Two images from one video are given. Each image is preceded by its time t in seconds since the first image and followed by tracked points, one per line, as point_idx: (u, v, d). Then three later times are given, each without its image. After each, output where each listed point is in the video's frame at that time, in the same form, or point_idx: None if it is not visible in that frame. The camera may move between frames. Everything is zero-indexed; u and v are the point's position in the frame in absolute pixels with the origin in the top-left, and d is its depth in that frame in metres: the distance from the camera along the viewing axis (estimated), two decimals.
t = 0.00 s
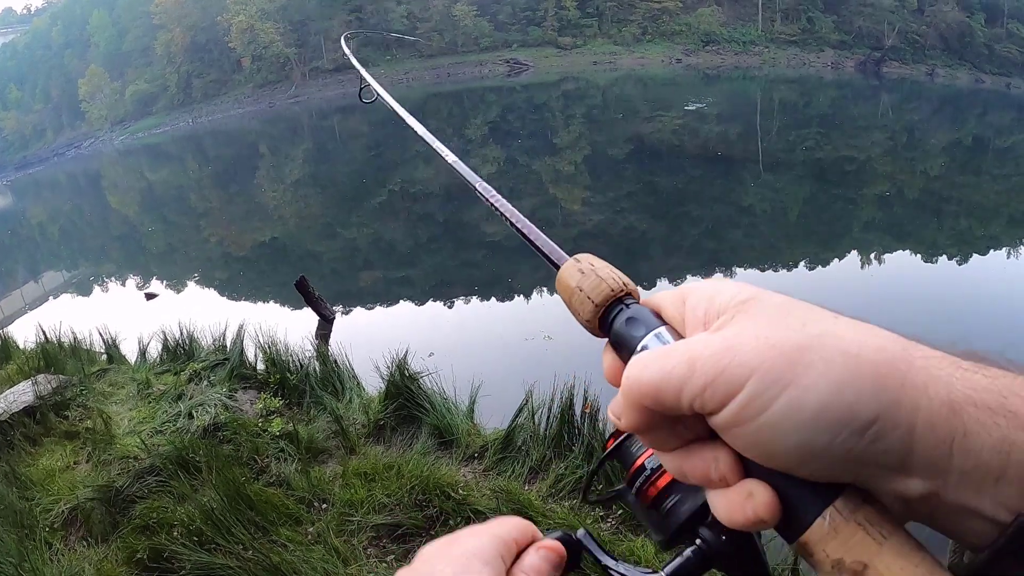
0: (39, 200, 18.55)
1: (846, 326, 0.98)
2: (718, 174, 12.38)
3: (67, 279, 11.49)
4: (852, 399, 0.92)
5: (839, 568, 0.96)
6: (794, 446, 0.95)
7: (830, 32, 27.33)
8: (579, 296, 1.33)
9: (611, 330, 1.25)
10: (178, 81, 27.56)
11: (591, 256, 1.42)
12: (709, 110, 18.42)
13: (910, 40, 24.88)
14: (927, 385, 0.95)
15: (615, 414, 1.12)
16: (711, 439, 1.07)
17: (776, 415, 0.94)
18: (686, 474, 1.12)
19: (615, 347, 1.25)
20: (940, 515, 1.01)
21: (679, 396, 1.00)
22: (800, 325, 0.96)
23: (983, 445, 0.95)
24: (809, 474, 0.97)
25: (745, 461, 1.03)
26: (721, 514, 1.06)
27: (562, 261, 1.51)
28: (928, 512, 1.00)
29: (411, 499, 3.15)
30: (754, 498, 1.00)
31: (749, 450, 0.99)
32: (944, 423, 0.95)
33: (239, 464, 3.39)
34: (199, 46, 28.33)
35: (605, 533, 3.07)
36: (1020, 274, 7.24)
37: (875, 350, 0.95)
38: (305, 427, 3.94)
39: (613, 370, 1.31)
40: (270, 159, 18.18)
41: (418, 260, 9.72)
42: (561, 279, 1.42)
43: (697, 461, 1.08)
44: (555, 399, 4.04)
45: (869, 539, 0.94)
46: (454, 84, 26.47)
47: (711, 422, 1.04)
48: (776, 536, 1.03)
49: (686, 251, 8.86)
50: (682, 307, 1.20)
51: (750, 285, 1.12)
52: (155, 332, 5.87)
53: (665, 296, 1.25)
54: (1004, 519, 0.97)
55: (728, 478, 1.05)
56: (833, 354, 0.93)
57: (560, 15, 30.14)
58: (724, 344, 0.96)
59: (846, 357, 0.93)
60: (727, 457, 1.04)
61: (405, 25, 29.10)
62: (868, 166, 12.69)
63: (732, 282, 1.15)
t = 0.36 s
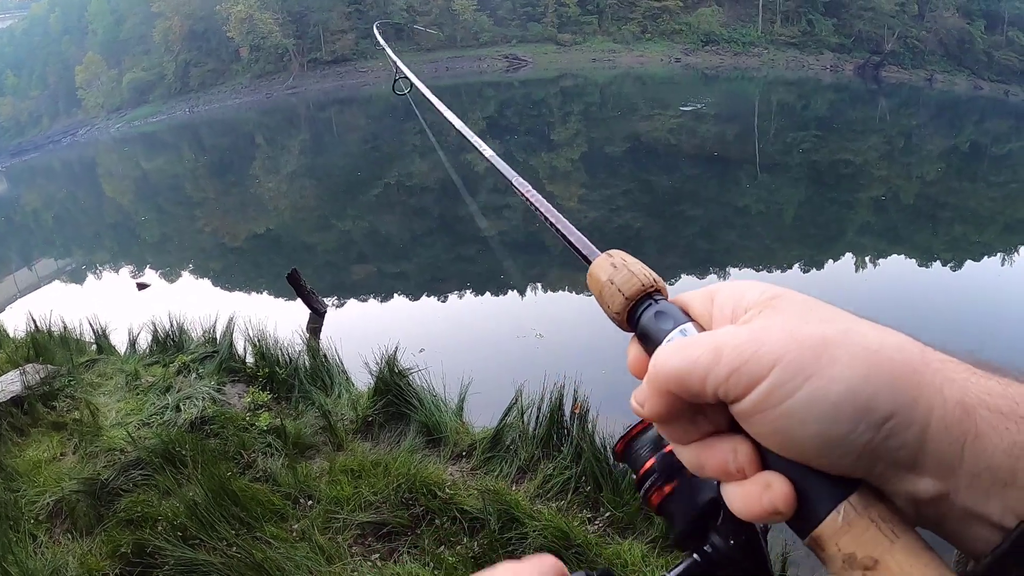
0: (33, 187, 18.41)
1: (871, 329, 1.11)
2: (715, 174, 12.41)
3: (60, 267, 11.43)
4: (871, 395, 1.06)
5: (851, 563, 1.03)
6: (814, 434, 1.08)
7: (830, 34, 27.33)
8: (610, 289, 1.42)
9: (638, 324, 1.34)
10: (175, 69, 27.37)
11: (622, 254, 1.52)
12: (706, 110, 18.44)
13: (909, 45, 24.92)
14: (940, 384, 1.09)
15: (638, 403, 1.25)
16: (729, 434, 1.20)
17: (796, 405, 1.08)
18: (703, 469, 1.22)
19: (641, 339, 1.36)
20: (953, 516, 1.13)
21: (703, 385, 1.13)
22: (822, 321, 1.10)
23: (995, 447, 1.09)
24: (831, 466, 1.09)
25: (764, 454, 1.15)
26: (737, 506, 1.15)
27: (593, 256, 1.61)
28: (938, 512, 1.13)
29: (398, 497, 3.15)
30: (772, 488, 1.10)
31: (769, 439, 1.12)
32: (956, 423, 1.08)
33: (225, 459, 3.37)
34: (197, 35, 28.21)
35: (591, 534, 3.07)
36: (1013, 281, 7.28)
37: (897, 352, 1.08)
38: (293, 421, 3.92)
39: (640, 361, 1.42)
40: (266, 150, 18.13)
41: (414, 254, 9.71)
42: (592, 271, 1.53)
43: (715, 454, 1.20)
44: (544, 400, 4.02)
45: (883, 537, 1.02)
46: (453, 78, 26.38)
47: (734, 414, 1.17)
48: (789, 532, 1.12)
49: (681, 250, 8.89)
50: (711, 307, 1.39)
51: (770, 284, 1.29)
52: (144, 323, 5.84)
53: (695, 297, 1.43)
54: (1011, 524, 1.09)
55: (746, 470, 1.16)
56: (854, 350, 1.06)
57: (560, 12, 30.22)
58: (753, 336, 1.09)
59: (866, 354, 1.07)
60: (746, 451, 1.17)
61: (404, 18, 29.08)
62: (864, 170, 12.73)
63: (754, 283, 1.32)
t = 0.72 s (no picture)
0: (28, 176, 18.29)
1: (884, 314, 1.20)
2: (711, 173, 12.43)
3: (54, 256, 11.37)
4: (882, 370, 1.14)
5: (861, 535, 1.16)
6: (827, 406, 1.16)
7: (828, 36, 27.33)
8: (638, 272, 1.60)
9: (662, 307, 1.51)
10: (171, 59, 27.18)
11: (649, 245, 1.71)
12: (703, 109, 18.44)
13: (907, 48, 24.96)
14: (945, 365, 1.16)
15: (659, 378, 1.39)
16: (746, 411, 1.34)
17: (813, 377, 1.16)
18: (719, 443, 1.36)
19: (664, 321, 1.51)
20: (953, 500, 1.22)
21: (726, 354, 1.23)
22: (843, 304, 1.20)
23: (997, 431, 1.16)
24: (843, 439, 1.18)
25: (778, 432, 1.27)
26: (750, 482, 1.28)
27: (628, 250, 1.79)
28: (939, 486, 1.21)
29: (385, 496, 3.14)
30: (786, 461, 1.22)
31: (785, 413, 1.22)
32: (959, 404, 1.16)
33: (211, 455, 3.34)
34: (194, 26, 28.05)
35: (578, 535, 3.06)
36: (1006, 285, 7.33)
37: (909, 334, 1.16)
38: (281, 417, 3.90)
39: (661, 342, 1.56)
40: (262, 142, 18.05)
41: (409, 248, 9.70)
42: (620, 259, 1.71)
43: (732, 428, 1.34)
44: (534, 399, 4.01)
45: (889, 510, 1.15)
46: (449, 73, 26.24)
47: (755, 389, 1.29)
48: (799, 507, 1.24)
49: (676, 248, 8.91)
50: (730, 292, 1.51)
51: (790, 276, 1.42)
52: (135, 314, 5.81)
53: (717, 285, 1.56)
54: (1009, 509, 1.17)
55: (763, 445, 1.29)
56: (871, 329, 1.15)
57: (558, 9, 30.25)
58: (776, 316, 1.19)
59: (886, 333, 1.15)
60: (762, 426, 1.29)
61: (402, 12, 28.92)
62: (860, 172, 12.77)
63: (773, 273, 1.46)
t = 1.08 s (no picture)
0: (20, 170, 18.17)
1: (884, 346, 1.11)
2: (705, 173, 12.42)
3: (45, 251, 11.26)
4: (881, 407, 1.06)
5: (860, 557, 1.05)
6: (828, 440, 1.08)
7: (823, 37, 27.43)
8: (653, 308, 1.45)
9: (677, 340, 1.38)
10: (166, 55, 27.07)
11: (666, 277, 1.56)
12: (698, 109, 18.46)
13: (902, 50, 25.10)
14: (943, 398, 1.09)
15: (673, 411, 1.25)
16: (760, 440, 1.20)
17: (812, 415, 1.08)
18: (729, 473, 1.24)
19: (679, 355, 1.39)
20: (948, 522, 1.14)
21: (736, 390, 1.11)
22: (842, 337, 1.10)
23: (987, 458, 1.09)
24: (843, 467, 1.09)
25: (787, 460, 1.16)
26: (759, 507, 1.17)
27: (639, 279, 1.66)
28: (935, 519, 1.14)
29: (376, 493, 3.13)
30: (793, 489, 1.11)
31: (788, 444, 1.12)
32: (957, 434, 1.08)
33: (201, 451, 3.33)
34: (189, 20, 27.91)
35: (569, 533, 3.06)
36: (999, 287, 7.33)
37: (908, 367, 1.09)
38: (272, 414, 3.88)
39: (678, 375, 1.46)
40: (256, 137, 17.97)
41: (401, 245, 9.65)
42: (636, 293, 1.56)
43: (741, 457, 1.21)
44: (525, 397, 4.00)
45: (890, 535, 1.05)
46: (445, 70, 26.20)
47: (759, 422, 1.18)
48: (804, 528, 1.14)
49: (669, 248, 8.89)
50: (741, 325, 1.38)
51: (792, 309, 1.31)
52: (127, 310, 5.77)
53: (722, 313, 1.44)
54: (1005, 531, 1.10)
55: (770, 473, 1.17)
56: (870, 364, 1.06)
57: (554, 7, 30.27)
58: (778, 352, 1.09)
59: (883, 367, 1.07)
60: (771, 457, 1.17)
61: (398, 8, 28.89)
62: (854, 173, 12.79)
63: (780, 307, 1.34)
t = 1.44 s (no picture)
0: (6, 171, 18.00)
1: (870, 347, 1.20)
2: (693, 174, 12.48)
3: (32, 253, 11.15)
4: (863, 401, 1.14)
5: (839, 558, 1.10)
6: (810, 435, 1.15)
7: (812, 39, 27.62)
8: (635, 306, 1.57)
9: (656, 338, 1.48)
10: (154, 55, 26.87)
11: (651, 280, 1.68)
12: (687, 110, 18.54)
13: (890, 52, 25.38)
14: (924, 395, 1.15)
15: (654, 408, 1.35)
16: (735, 439, 1.29)
17: (797, 409, 1.16)
18: (709, 468, 1.32)
19: (659, 353, 1.48)
20: (931, 520, 1.18)
21: (715, 389, 1.23)
22: (824, 336, 1.20)
23: (970, 455, 1.13)
24: (824, 464, 1.16)
25: (764, 457, 1.24)
26: (737, 502, 1.24)
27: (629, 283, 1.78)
28: (920, 516, 1.18)
29: (367, 496, 3.12)
30: (770, 486, 1.18)
31: (771, 440, 1.20)
32: (935, 429, 1.14)
33: (189, 455, 3.31)
34: (178, 21, 27.74)
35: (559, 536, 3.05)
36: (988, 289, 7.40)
37: (888, 366, 1.17)
38: (260, 417, 3.87)
39: (657, 371, 1.53)
40: (245, 138, 17.89)
41: (391, 246, 9.63)
42: (618, 291, 1.70)
43: (720, 454, 1.29)
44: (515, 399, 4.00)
45: (870, 536, 1.09)
46: (434, 71, 26.16)
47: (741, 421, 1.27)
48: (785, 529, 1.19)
49: (658, 248, 8.91)
50: (722, 323, 1.47)
51: (781, 305, 1.40)
52: (115, 313, 5.72)
53: (708, 315, 1.53)
54: (990, 529, 1.13)
55: (749, 471, 1.25)
56: (848, 362, 1.15)
57: (544, 8, 30.31)
58: (760, 349, 1.19)
59: (861, 365, 1.16)
60: (749, 454, 1.25)
61: (387, 9, 28.81)
62: (842, 174, 12.88)
63: (766, 305, 1.43)
